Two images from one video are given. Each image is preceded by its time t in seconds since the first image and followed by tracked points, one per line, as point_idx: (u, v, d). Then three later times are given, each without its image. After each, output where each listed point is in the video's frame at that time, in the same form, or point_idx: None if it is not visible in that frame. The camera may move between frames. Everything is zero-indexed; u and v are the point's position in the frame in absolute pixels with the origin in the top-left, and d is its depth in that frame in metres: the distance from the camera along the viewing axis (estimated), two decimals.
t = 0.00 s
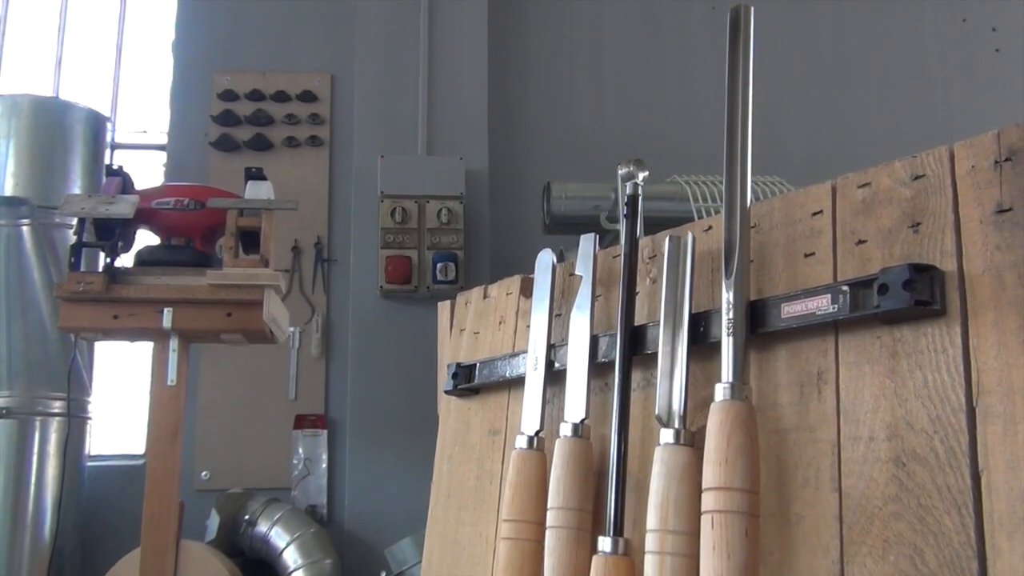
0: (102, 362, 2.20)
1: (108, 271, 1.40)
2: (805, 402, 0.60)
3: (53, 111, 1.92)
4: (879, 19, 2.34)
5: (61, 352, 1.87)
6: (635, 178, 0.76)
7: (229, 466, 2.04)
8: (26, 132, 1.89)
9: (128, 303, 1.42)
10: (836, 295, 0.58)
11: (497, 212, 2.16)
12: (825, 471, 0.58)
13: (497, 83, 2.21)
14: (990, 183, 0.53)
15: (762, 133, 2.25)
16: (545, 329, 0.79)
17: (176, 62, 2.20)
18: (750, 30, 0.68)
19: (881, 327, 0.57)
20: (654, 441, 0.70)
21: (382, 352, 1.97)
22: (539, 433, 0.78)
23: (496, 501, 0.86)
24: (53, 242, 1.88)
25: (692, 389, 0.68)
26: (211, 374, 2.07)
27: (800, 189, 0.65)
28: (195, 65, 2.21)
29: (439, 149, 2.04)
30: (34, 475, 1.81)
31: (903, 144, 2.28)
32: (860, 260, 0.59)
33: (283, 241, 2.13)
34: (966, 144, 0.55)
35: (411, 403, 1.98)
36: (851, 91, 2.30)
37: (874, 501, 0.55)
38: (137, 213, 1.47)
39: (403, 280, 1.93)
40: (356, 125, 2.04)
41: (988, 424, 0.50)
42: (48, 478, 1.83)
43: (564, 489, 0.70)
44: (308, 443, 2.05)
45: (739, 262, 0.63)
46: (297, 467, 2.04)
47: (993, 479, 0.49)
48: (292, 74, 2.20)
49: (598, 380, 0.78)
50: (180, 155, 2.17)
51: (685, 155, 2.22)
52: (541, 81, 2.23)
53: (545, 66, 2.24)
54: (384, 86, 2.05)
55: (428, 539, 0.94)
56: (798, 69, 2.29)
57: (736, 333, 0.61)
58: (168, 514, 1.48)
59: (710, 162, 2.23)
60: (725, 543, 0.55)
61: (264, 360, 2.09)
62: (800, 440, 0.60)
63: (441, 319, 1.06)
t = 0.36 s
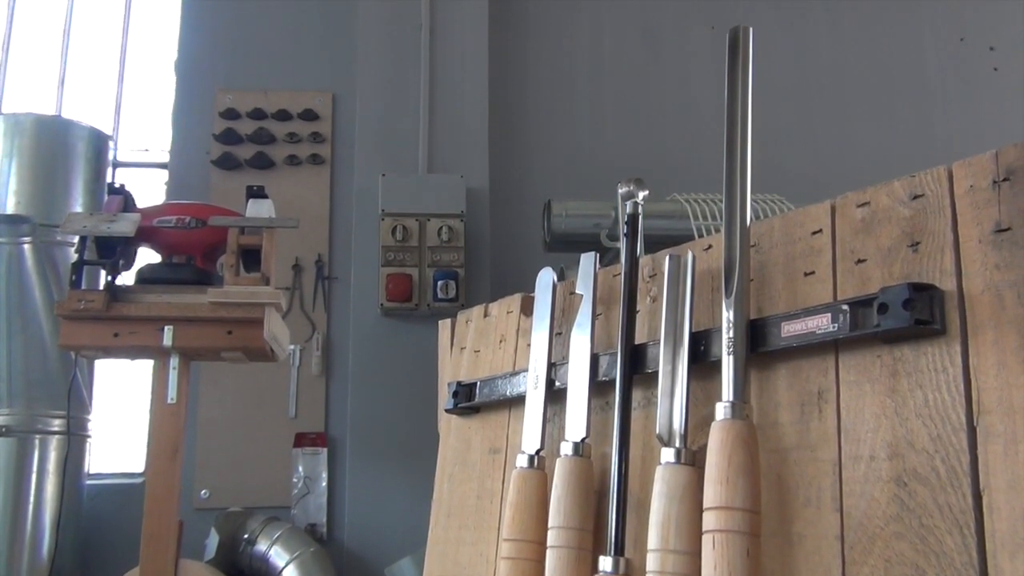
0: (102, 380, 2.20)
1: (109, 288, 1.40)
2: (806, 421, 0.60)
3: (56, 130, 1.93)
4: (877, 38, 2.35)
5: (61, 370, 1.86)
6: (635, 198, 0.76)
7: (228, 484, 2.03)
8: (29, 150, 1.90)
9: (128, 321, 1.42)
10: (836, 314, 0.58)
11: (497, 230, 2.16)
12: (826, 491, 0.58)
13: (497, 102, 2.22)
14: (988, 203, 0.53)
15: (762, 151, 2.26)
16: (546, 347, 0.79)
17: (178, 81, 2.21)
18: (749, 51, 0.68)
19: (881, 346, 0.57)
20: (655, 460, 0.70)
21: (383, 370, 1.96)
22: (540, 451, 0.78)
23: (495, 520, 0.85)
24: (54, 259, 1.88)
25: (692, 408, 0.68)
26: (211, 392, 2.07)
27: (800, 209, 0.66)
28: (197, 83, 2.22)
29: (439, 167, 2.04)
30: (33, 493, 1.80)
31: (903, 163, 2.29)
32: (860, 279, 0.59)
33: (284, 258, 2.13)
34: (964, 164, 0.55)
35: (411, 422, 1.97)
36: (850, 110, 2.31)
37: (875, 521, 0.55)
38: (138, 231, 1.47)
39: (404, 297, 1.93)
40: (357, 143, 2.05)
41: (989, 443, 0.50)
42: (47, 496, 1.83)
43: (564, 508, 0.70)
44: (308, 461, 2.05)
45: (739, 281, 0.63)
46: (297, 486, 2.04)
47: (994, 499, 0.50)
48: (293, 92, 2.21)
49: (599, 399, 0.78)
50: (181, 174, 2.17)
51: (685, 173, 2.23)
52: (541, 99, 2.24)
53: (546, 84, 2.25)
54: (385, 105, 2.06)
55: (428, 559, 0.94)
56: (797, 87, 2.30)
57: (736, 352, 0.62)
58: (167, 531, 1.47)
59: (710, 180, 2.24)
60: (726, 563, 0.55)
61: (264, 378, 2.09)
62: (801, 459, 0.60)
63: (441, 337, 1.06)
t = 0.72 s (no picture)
0: (101, 399, 2.19)
1: (110, 307, 1.41)
2: (808, 442, 0.61)
3: (57, 147, 1.93)
4: (876, 57, 2.36)
5: (61, 388, 1.85)
6: (635, 217, 0.76)
7: (227, 503, 2.03)
8: (30, 167, 1.91)
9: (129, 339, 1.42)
10: (836, 333, 0.59)
11: (498, 249, 2.16)
12: (828, 511, 0.59)
13: (498, 121, 2.23)
14: (987, 223, 0.53)
15: (762, 170, 2.27)
16: (546, 366, 0.80)
17: (180, 101, 2.22)
18: (748, 72, 0.69)
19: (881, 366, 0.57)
20: (656, 479, 0.70)
21: (384, 388, 1.96)
22: (540, 470, 0.78)
23: (496, 540, 0.85)
24: (54, 278, 1.89)
25: (693, 426, 0.69)
26: (211, 410, 2.06)
27: (799, 228, 0.66)
28: (198, 102, 2.23)
29: (440, 186, 2.05)
30: (31, 512, 1.79)
31: (903, 181, 2.29)
32: (860, 298, 0.59)
33: (285, 277, 2.13)
34: (963, 184, 0.55)
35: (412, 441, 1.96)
36: (850, 128, 2.32)
37: (877, 541, 0.56)
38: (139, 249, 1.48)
39: (404, 315, 1.93)
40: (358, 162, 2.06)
41: (990, 463, 0.51)
42: (45, 515, 1.81)
43: (564, 528, 0.70)
44: (308, 480, 2.04)
45: (739, 301, 0.63)
46: (297, 505, 2.03)
47: (996, 519, 0.50)
48: (295, 111, 2.23)
49: (600, 418, 0.78)
50: (183, 192, 2.18)
51: (685, 192, 2.23)
52: (542, 118, 2.25)
53: (546, 103, 2.26)
54: (386, 123, 2.07)
55: None
56: (797, 106, 2.31)
57: (737, 372, 0.62)
58: (166, 551, 1.45)
59: (710, 199, 2.24)
60: None
61: (264, 397, 2.09)
62: (803, 479, 0.61)
63: (442, 357, 1.06)
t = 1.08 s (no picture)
0: (101, 418, 2.19)
1: (111, 324, 1.41)
2: (809, 461, 0.61)
3: (61, 167, 1.94)
4: (875, 76, 2.38)
5: (61, 406, 1.85)
6: (635, 236, 0.76)
7: (226, 522, 2.02)
8: (34, 187, 1.91)
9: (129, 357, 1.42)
10: (836, 352, 0.59)
11: (499, 267, 2.17)
12: (830, 531, 0.59)
13: (498, 139, 2.24)
14: (985, 243, 0.54)
15: (762, 187, 2.27)
16: (547, 385, 0.80)
17: (183, 120, 2.24)
18: (747, 92, 0.70)
19: (881, 386, 0.58)
20: (657, 498, 0.70)
21: (384, 406, 1.95)
22: (541, 489, 0.78)
23: (496, 560, 0.85)
24: (56, 296, 1.89)
25: (694, 445, 0.69)
26: (211, 429, 2.06)
27: (799, 247, 0.66)
28: (200, 120, 2.24)
29: (441, 204, 2.05)
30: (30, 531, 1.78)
31: (902, 199, 2.30)
32: (860, 317, 0.60)
33: (286, 295, 2.13)
34: (961, 204, 0.56)
35: (413, 459, 1.95)
36: (849, 147, 2.32)
37: (879, 560, 0.56)
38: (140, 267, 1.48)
39: (405, 333, 1.93)
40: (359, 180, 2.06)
41: (992, 483, 0.51)
42: (43, 534, 1.81)
43: (565, 547, 0.70)
44: (308, 498, 2.03)
45: (740, 320, 0.64)
46: (297, 523, 2.02)
47: (998, 540, 0.50)
48: (297, 130, 2.24)
49: (600, 437, 0.78)
50: (184, 210, 2.18)
51: (685, 210, 2.24)
52: (543, 137, 2.26)
53: (547, 122, 2.27)
54: (386, 141, 2.08)
55: None
56: (796, 124, 2.32)
57: (738, 390, 0.62)
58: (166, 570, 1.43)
59: (711, 217, 2.25)
60: None
61: (265, 415, 2.08)
62: (804, 498, 0.61)
63: (442, 375, 1.06)
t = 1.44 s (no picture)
0: (101, 434, 2.18)
1: (111, 340, 1.41)
2: (810, 478, 0.61)
3: (63, 183, 1.94)
4: (873, 92, 2.39)
5: (61, 423, 1.84)
6: (635, 252, 0.76)
7: (226, 539, 2.01)
8: (35, 203, 1.92)
9: (129, 373, 1.42)
10: (837, 369, 0.59)
11: (499, 283, 2.17)
12: (831, 549, 0.59)
13: (499, 156, 2.25)
14: (985, 260, 0.54)
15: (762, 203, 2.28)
16: (547, 401, 0.80)
17: (184, 136, 2.24)
18: (746, 109, 0.70)
19: (882, 402, 0.58)
20: (657, 516, 0.70)
21: (384, 422, 1.95)
22: (541, 506, 0.78)
23: None
24: (58, 314, 1.89)
25: (694, 462, 0.69)
26: (211, 444, 2.06)
27: (799, 264, 0.66)
28: (201, 136, 2.25)
29: (442, 220, 2.06)
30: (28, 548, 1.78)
31: (902, 215, 2.30)
32: (860, 334, 0.60)
33: (286, 310, 2.14)
34: (960, 221, 0.56)
35: (414, 475, 1.94)
36: (849, 162, 2.33)
37: None
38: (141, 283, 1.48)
39: (406, 348, 1.92)
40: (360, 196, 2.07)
41: (993, 500, 0.51)
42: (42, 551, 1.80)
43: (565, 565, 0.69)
44: (308, 515, 2.02)
45: (740, 336, 0.64)
46: (296, 540, 2.01)
47: (999, 558, 0.50)
48: (297, 146, 2.24)
49: (601, 454, 0.78)
50: (186, 226, 2.19)
51: (686, 226, 2.25)
52: (543, 153, 2.27)
53: (547, 138, 2.27)
54: (387, 157, 2.08)
55: None
56: (796, 140, 2.33)
57: (739, 407, 0.62)
58: None
59: (711, 232, 2.25)
60: None
61: (265, 431, 2.08)
62: (806, 515, 0.61)
63: (443, 391, 1.06)
